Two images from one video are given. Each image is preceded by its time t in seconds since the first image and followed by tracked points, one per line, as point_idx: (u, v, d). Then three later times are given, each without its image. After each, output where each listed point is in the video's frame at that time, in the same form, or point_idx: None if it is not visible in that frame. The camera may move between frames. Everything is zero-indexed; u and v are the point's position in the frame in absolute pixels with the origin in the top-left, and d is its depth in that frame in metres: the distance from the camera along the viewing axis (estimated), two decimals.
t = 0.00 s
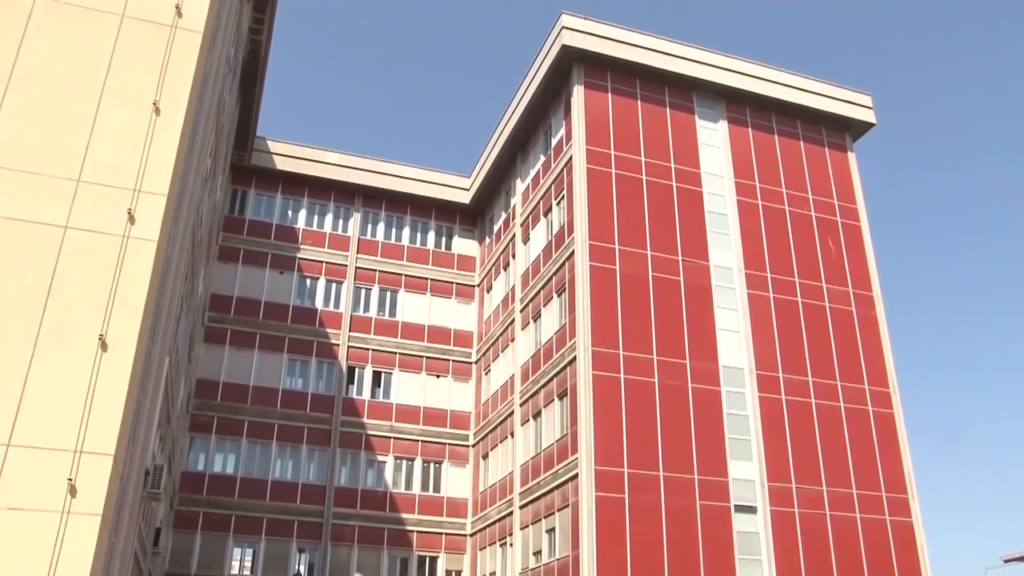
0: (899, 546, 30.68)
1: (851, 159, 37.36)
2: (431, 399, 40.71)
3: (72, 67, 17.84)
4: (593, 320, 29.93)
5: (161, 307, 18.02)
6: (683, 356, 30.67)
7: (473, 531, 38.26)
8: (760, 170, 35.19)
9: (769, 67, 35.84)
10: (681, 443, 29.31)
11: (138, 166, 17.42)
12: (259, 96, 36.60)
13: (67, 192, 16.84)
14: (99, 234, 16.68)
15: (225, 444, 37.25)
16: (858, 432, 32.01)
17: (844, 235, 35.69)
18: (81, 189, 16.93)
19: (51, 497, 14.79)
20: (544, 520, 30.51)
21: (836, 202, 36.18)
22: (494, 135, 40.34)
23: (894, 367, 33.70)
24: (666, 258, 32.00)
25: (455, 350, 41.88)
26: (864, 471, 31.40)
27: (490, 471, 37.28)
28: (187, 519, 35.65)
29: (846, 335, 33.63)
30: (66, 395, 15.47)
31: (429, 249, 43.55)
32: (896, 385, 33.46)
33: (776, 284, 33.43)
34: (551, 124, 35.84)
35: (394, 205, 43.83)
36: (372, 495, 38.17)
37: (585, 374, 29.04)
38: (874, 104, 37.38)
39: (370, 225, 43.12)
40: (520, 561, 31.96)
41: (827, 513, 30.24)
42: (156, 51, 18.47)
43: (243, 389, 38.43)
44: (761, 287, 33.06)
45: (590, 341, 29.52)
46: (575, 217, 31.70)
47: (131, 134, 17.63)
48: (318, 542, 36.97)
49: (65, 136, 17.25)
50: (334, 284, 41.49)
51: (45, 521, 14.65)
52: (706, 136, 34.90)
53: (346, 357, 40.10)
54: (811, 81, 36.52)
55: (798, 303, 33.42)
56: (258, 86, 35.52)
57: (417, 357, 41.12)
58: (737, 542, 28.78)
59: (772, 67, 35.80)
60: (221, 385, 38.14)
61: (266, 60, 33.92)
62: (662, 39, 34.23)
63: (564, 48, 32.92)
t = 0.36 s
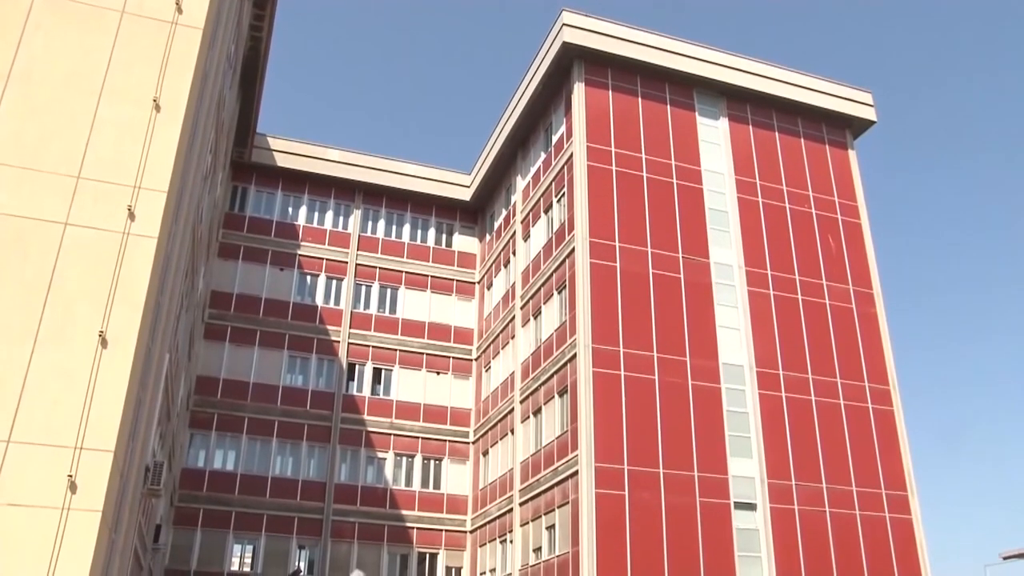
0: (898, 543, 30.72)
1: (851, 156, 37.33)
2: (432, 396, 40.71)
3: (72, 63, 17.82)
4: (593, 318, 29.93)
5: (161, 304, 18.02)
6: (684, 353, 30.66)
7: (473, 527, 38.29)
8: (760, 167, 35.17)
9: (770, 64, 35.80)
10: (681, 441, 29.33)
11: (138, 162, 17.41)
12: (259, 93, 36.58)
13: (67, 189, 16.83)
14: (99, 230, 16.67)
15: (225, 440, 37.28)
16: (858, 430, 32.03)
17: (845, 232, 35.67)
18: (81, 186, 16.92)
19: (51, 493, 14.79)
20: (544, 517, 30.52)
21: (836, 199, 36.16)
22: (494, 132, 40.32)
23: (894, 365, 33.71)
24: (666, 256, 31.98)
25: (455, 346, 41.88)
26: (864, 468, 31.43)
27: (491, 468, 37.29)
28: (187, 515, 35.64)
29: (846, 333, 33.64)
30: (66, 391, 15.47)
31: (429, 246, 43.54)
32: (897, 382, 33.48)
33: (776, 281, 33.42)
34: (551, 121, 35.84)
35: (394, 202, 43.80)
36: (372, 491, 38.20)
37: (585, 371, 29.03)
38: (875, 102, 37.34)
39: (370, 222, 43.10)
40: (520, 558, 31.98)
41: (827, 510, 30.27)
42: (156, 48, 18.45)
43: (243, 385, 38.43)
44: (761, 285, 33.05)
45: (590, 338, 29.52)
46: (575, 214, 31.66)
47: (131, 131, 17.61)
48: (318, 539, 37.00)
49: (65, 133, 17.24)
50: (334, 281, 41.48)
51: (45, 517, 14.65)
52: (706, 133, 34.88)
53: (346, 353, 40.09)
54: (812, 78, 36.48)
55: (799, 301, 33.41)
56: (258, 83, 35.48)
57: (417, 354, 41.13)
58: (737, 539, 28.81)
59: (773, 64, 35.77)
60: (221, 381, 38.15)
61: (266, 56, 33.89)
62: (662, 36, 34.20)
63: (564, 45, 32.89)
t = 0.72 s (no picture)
0: (897, 530, 30.84)
1: (852, 143, 37.26)
2: (432, 383, 40.76)
3: (70, 51, 17.77)
4: (593, 305, 29.93)
5: (161, 292, 18.02)
6: (683, 340, 30.68)
7: (473, 514, 38.42)
8: (760, 154, 35.11)
9: (770, 51, 35.71)
10: (681, 427, 29.38)
11: (137, 150, 17.38)
12: (258, 80, 36.48)
13: (67, 176, 16.81)
14: (99, 218, 16.66)
15: (226, 428, 37.36)
16: (857, 416, 32.10)
17: (845, 219, 35.64)
18: (81, 174, 16.90)
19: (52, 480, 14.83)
20: (544, 503, 30.59)
21: (836, 186, 36.11)
22: (494, 119, 40.25)
23: (893, 352, 33.75)
24: (666, 243, 31.95)
25: (455, 334, 41.91)
26: (863, 455, 31.51)
27: (491, 455, 37.38)
28: (188, 503, 35.74)
29: (846, 320, 33.66)
30: (67, 379, 15.49)
31: (429, 233, 43.51)
32: (896, 369, 33.53)
33: (776, 268, 33.43)
34: (551, 109, 35.76)
35: (394, 189, 43.75)
36: (373, 478, 38.31)
37: (585, 358, 29.05)
38: (875, 89, 37.24)
39: (370, 209, 43.06)
40: (521, 545, 32.07)
41: (826, 497, 30.36)
42: (154, 35, 18.39)
43: (243, 373, 38.47)
44: (761, 272, 33.05)
45: (590, 325, 29.53)
46: (575, 201, 31.61)
47: (130, 120, 17.57)
48: (319, 526, 37.11)
49: (64, 122, 17.20)
50: (334, 269, 41.46)
51: (47, 504, 14.70)
52: (706, 120, 34.80)
53: (347, 341, 40.10)
54: (812, 65, 36.38)
55: (799, 288, 33.41)
56: (257, 70, 35.37)
57: (417, 342, 41.15)
58: (736, 525, 28.91)
59: (773, 51, 35.67)
60: (222, 369, 38.19)
61: (264, 44, 33.78)
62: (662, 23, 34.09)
63: (563, 32, 32.80)
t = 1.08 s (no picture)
0: (894, 498, 31.10)
1: (853, 113, 37.09)
2: (431, 352, 40.86)
3: (66, 18, 17.61)
4: (593, 274, 29.92)
5: (160, 261, 18.01)
6: (682, 310, 30.71)
7: (472, 483, 38.70)
8: (761, 124, 34.95)
9: (772, 19, 35.41)
10: (680, 397, 29.50)
11: (135, 119, 17.29)
12: (255, 48, 36.21)
13: (64, 145, 16.73)
14: (97, 187, 16.61)
15: (226, 397, 37.50)
16: (855, 386, 32.23)
17: (845, 189, 35.55)
18: (78, 142, 16.82)
19: (54, 449, 14.89)
20: (543, 472, 30.77)
21: (837, 156, 35.98)
22: (494, 88, 40.00)
23: (892, 323, 33.82)
24: (666, 213, 31.88)
25: (454, 304, 41.94)
26: (861, 424, 31.69)
27: (490, 424, 37.56)
28: (189, 471, 35.99)
29: (845, 291, 33.69)
30: (67, 347, 15.52)
31: (428, 203, 43.40)
32: (895, 339, 33.62)
33: (775, 239, 33.39)
34: (551, 78, 35.54)
35: (393, 159, 43.59)
36: (372, 447, 38.52)
37: (584, 328, 29.08)
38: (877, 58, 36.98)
39: (369, 179, 42.93)
40: (520, 513, 32.31)
41: (824, 466, 30.57)
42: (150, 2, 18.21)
43: (243, 343, 38.54)
44: (761, 242, 33.03)
45: (589, 295, 29.54)
46: (575, 171, 31.51)
47: (126, 88, 17.46)
48: (319, 494, 37.36)
49: (60, 90, 17.09)
50: (333, 238, 41.38)
51: (49, 472, 14.77)
52: (707, 90, 34.60)
53: (346, 311, 40.13)
54: (814, 34, 36.10)
55: (798, 258, 33.40)
56: (255, 38, 35.11)
57: (417, 312, 41.18)
58: (734, 494, 29.12)
59: (775, 19, 35.37)
60: (222, 339, 38.27)
61: (261, 12, 33.50)
62: None
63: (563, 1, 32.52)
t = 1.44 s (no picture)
0: (894, 460, 31.33)
1: (858, 75, 36.77)
2: (434, 316, 40.91)
3: None
4: (595, 237, 29.85)
5: (162, 224, 18.00)
6: (685, 274, 30.68)
7: (475, 445, 39.00)
8: (765, 86, 34.68)
9: None
10: (682, 360, 29.58)
11: (134, 82, 17.17)
12: (254, 10, 35.84)
13: (63, 108, 16.64)
14: (97, 150, 16.55)
15: (230, 361, 37.67)
16: (857, 349, 32.31)
17: (849, 152, 35.35)
18: (78, 106, 16.73)
19: (60, 411, 14.95)
20: (546, 435, 30.96)
21: (841, 119, 35.73)
22: (496, 50, 39.64)
23: (895, 285, 33.82)
24: (669, 175, 31.73)
25: (456, 267, 41.93)
26: (862, 387, 31.83)
27: (493, 387, 37.73)
28: (194, 435, 36.28)
29: (848, 254, 33.64)
30: (71, 311, 15.56)
31: (429, 166, 43.22)
32: (897, 303, 33.63)
33: (778, 202, 33.28)
34: (553, 40, 35.22)
35: (394, 122, 43.35)
36: (376, 410, 38.76)
37: (586, 291, 29.09)
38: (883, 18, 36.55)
39: (371, 142, 42.73)
40: (522, 475, 32.56)
41: (825, 428, 30.75)
42: None
43: (246, 307, 38.61)
44: (764, 205, 32.92)
45: (591, 258, 29.51)
46: (577, 134, 31.33)
47: (125, 51, 17.32)
48: (323, 457, 37.63)
49: (58, 52, 16.96)
50: (335, 202, 41.28)
51: (56, 434, 14.85)
52: (710, 52, 34.30)
53: (348, 275, 40.12)
54: None
55: (802, 222, 33.31)
56: None
57: (419, 275, 41.18)
58: (735, 456, 29.32)
59: None
60: (225, 303, 38.33)
61: None
62: None
63: None
